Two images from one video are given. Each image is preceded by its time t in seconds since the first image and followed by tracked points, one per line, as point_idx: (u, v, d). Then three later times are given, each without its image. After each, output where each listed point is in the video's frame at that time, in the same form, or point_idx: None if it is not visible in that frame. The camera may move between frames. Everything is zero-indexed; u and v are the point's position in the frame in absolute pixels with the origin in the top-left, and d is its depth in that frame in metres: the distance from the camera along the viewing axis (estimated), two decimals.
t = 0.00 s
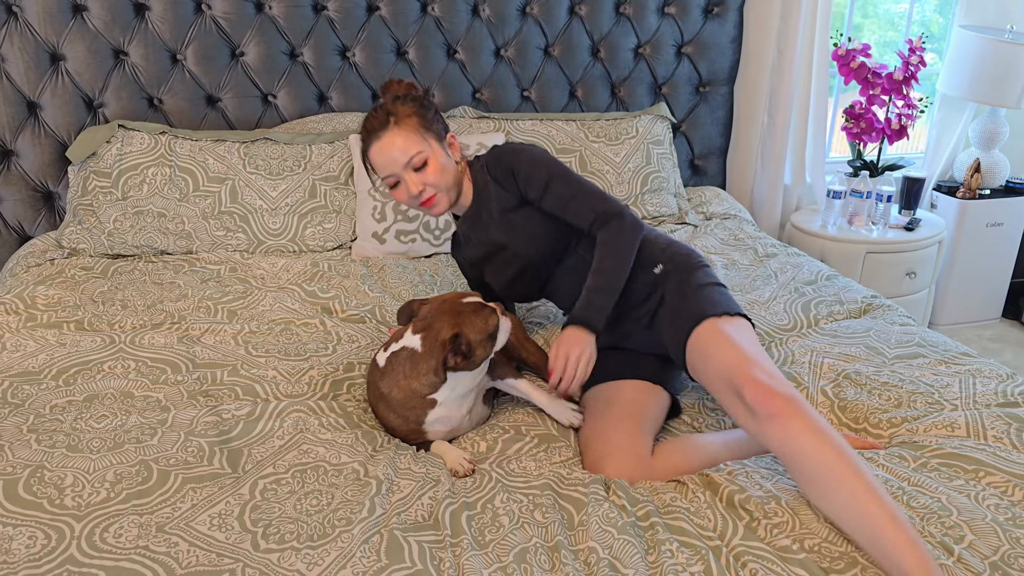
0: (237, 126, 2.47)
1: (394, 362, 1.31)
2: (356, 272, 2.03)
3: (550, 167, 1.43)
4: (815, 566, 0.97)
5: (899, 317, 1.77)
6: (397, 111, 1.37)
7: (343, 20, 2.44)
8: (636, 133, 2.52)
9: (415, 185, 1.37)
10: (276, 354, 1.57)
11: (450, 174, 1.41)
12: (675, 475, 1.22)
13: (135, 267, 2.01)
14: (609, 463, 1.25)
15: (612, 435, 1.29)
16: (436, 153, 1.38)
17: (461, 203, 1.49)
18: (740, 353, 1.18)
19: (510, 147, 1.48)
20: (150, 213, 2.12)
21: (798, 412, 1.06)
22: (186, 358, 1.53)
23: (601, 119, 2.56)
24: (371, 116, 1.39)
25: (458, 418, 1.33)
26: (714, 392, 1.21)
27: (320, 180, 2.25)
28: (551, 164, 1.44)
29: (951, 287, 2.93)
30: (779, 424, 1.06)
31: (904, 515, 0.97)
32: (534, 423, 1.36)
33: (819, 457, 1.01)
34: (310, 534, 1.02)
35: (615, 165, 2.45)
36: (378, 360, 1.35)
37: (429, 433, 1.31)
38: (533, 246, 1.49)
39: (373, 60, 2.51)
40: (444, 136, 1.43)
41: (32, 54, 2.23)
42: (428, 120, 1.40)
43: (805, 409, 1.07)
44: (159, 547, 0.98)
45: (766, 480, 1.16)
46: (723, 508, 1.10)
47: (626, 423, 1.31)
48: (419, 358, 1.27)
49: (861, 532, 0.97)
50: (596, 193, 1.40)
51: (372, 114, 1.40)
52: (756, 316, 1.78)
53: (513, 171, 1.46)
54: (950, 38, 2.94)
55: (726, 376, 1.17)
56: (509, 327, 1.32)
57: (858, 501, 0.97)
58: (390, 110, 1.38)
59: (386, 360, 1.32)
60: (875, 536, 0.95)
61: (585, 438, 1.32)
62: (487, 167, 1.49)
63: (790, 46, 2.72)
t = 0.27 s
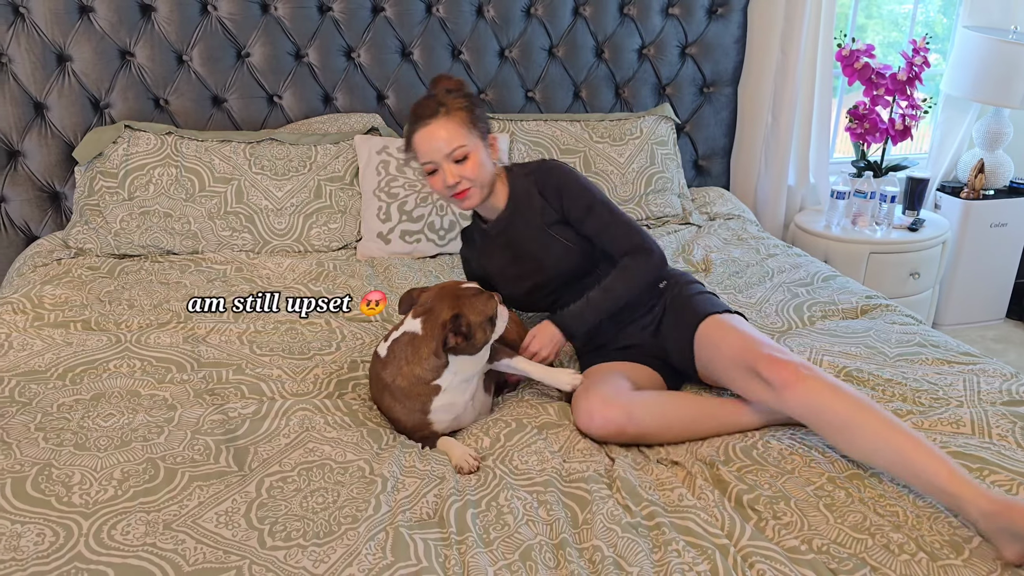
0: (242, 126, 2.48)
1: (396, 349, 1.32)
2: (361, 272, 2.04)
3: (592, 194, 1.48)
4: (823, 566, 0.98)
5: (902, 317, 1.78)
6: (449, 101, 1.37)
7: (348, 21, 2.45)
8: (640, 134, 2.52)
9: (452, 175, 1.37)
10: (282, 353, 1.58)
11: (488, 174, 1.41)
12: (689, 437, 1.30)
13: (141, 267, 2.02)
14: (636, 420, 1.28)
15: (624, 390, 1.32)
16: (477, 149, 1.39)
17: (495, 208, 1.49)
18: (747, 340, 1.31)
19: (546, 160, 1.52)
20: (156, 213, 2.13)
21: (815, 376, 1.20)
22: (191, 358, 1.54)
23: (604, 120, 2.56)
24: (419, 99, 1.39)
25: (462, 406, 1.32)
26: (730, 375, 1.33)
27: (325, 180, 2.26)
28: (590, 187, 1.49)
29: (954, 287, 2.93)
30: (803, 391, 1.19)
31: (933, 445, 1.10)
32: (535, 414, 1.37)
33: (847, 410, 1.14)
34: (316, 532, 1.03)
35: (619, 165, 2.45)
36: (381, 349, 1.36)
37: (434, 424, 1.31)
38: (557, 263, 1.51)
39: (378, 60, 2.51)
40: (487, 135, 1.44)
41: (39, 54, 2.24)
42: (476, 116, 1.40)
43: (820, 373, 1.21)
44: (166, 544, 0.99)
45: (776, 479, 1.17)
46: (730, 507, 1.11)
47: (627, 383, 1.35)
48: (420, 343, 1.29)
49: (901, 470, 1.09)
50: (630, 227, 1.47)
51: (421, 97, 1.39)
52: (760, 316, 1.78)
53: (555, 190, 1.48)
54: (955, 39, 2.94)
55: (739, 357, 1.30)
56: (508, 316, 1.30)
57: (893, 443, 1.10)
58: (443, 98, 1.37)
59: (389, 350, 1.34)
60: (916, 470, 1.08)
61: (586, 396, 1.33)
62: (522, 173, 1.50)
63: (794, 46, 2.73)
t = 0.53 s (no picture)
0: (246, 126, 2.48)
1: (401, 345, 1.33)
2: (364, 272, 2.04)
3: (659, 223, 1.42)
4: (826, 565, 0.98)
5: (905, 317, 1.77)
6: (563, 89, 1.31)
7: (351, 22, 2.46)
8: (643, 134, 2.52)
9: (525, 161, 1.34)
10: (285, 353, 1.58)
11: (564, 176, 1.37)
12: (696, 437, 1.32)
13: (145, 267, 2.03)
14: (645, 424, 1.29)
15: (633, 393, 1.33)
16: (565, 151, 1.34)
17: (559, 198, 1.45)
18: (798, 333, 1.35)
19: (629, 176, 1.46)
20: (160, 213, 2.14)
21: (883, 363, 1.25)
22: (195, 358, 1.54)
23: (607, 120, 2.56)
24: (538, 73, 1.33)
25: (465, 406, 1.32)
26: (783, 374, 1.34)
27: (329, 180, 2.26)
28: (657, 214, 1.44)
29: (957, 287, 2.92)
30: (877, 378, 1.23)
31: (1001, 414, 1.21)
32: (539, 414, 1.37)
33: (925, 392, 1.21)
34: (321, 531, 1.03)
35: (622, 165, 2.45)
36: (386, 345, 1.37)
37: (436, 422, 1.32)
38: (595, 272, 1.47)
39: (381, 61, 2.52)
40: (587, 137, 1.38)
41: (43, 55, 2.24)
42: (584, 117, 1.34)
43: (883, 360, 1.27)
44: (171, 543, 0.99)
45: (780, 479, 1.18)
46: (734, 506, 1.11)
47: (635, 386, 1.37)
48: (425, 338, 1.30)
49: (982, 439, 1.18)
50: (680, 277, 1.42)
51: (539, 72, 1.33)
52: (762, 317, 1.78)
53: (623, 206, 1.43)
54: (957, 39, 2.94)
55: (797, 352, 1.32)
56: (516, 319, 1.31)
57: (974, 417, 1.18)
58: (560, 84, 1.32)
59: (393, 345, 1.35)
60: (996, 438, 1.17)
61: (592, 400, 1.33)
62: (598, 172, 1.46)
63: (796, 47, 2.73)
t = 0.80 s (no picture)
0: (247, 127, 2.48)
1: (401, 354, 1.33)
2: (365, 272, 2.04)
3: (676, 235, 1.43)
4: (827, 565, 0.98)
5: (906, 317, 1.77)
6: (625, 99, 1.30)
7: (352, 22, 2.46)
8: (644, 134, 2.52)
9: (563, 159, 1.33)
10: (286, 353, 1.58)
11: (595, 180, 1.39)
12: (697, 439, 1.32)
13: (147, 267, 2.03)
14: (647, 431, 1.29)
15: (635, 399, 1.33)
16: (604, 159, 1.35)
17: (583, 190, 1.45)
18: (809, 334, 1.37)
19: (658, 181, 1.45)
20: (161, 214, 2.14)
21: (895, 362, 1.28)
22: (196, 357, 1.54)
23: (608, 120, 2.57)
24: (603, 73, 1.30)
25: (465, 417, 1.32)
26: (794, 375, 1.36)
27: (329, 181, 2.27)
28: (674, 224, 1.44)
29: (957, 287, 2.92)
30: (892, 377, 1.26)
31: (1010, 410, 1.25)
32: (540, 414, 1.37)
33: (939, 390, 1.24)
34: (322, 530, 1.03)
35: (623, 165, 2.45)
36: (387, 353, 1.37)
37: (436, 431, 1.32)
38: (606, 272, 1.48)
39: (382, 61, 2.52)
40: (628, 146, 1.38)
41: (44, 55, 2.25)
42: (632, 128, 1.34)
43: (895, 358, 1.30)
44: (172, 542, 0.99)
45: (780, 478, 1.18)
46: (735, 505, 1.11)
47: (635, 391, 1.36)
48: (425, 350, 1.30)
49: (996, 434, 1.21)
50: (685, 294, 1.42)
51: (606, 71, 1.30)
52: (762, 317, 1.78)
53: (645, 212, 1.42)
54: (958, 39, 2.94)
55: (810, 353, 1.34)
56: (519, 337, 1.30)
57: (987, 412, 1.22)
58: (622, 92, 1.29)
59: (393, 354, 1.35)
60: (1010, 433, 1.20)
61: (593, 407, 1.33)
62: (628, 174, 1.45)
63: (797, 47, 2.73)
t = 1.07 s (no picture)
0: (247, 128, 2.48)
1: (396, 358, 1.31)
2: (365, 273, 2.04)
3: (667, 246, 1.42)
4: (826, 566, 0.98)
5: (905, 318, 1.77)
6: (630, 115, 1.26)
7: (352, 23, 2.46)
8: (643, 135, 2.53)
9: (561, 174, 1.29)
10: (286, 353, 1.58)
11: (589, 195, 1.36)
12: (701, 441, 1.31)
13: (146, 268, 2.03)
14: (649, 438, 1.29)
15: (635, 407, 1.32)
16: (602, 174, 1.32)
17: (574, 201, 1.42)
18: (805, 341, 1.35)
19: (649, 191, 1.44)
20: (161, 214, 2.14)
21: (894, 369, 1.27)
22: (197, 357, 1.54)
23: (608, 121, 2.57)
24: (605, 88, 1.26)
25: (461, 420, 1.32)
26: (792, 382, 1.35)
27: (329, 181, 2.27)
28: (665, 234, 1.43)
29: (957, 288, 2.92)
30: (891, 385, 1.25)
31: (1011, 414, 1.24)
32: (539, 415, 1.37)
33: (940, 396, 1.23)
34: (321, 531, 1.03)
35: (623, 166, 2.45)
36: (382, 355, 1.36)
37: (433, 433, 1.32)
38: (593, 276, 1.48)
39: (382, 62, 2.52)
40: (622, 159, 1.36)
41: (44, 56, 2.25)
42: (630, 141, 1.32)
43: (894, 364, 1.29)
44: (171, 543, 0.99)
45: (779, 479, 1.18)
46: (734, 506, 1.11)
47: (635, 397, 1.35)
48: (420, 354, 1.28)
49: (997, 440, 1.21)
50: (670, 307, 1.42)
51: (609, 85, 1.26)
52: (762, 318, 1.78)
53: (635, 223, 1.41)
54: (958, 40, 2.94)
55: (808, 361, 1.32)
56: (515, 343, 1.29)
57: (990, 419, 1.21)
58: (627, 107, 1.26)
59: (388, 356, 1.33)
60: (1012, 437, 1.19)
61: (593, 417, 1.32)
62: (618, 184, 1.43)
63: (796, 47, 2.73)
